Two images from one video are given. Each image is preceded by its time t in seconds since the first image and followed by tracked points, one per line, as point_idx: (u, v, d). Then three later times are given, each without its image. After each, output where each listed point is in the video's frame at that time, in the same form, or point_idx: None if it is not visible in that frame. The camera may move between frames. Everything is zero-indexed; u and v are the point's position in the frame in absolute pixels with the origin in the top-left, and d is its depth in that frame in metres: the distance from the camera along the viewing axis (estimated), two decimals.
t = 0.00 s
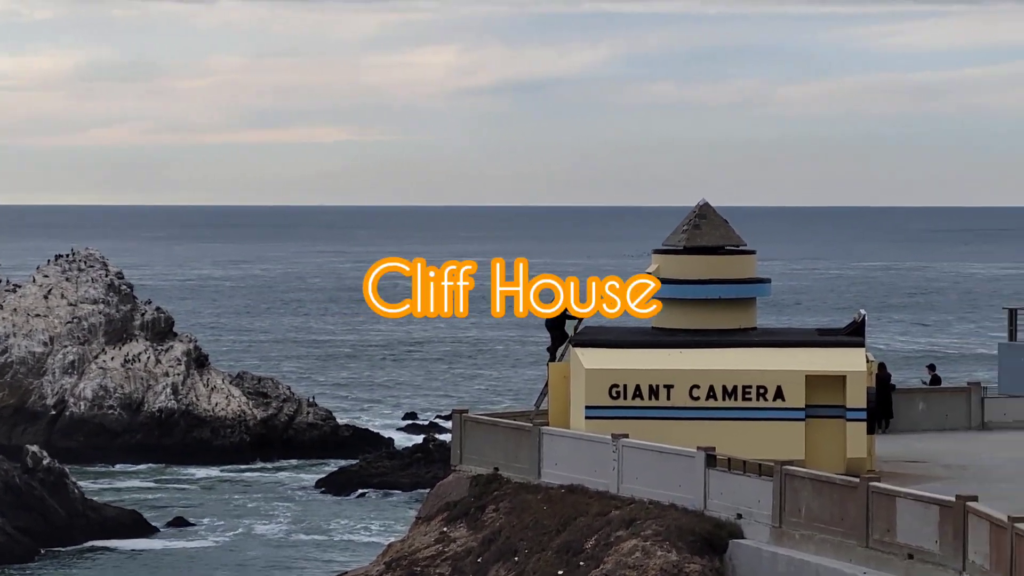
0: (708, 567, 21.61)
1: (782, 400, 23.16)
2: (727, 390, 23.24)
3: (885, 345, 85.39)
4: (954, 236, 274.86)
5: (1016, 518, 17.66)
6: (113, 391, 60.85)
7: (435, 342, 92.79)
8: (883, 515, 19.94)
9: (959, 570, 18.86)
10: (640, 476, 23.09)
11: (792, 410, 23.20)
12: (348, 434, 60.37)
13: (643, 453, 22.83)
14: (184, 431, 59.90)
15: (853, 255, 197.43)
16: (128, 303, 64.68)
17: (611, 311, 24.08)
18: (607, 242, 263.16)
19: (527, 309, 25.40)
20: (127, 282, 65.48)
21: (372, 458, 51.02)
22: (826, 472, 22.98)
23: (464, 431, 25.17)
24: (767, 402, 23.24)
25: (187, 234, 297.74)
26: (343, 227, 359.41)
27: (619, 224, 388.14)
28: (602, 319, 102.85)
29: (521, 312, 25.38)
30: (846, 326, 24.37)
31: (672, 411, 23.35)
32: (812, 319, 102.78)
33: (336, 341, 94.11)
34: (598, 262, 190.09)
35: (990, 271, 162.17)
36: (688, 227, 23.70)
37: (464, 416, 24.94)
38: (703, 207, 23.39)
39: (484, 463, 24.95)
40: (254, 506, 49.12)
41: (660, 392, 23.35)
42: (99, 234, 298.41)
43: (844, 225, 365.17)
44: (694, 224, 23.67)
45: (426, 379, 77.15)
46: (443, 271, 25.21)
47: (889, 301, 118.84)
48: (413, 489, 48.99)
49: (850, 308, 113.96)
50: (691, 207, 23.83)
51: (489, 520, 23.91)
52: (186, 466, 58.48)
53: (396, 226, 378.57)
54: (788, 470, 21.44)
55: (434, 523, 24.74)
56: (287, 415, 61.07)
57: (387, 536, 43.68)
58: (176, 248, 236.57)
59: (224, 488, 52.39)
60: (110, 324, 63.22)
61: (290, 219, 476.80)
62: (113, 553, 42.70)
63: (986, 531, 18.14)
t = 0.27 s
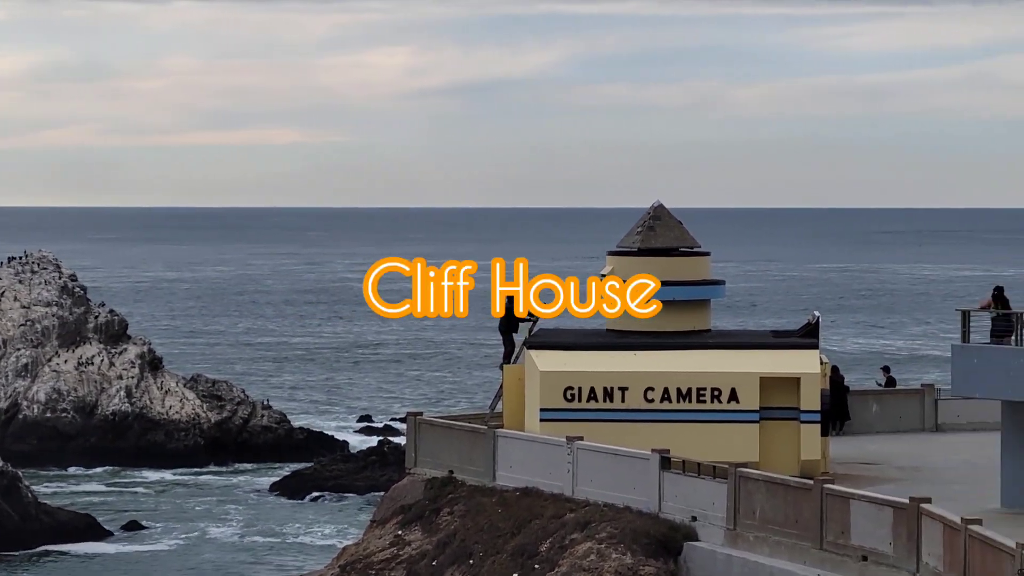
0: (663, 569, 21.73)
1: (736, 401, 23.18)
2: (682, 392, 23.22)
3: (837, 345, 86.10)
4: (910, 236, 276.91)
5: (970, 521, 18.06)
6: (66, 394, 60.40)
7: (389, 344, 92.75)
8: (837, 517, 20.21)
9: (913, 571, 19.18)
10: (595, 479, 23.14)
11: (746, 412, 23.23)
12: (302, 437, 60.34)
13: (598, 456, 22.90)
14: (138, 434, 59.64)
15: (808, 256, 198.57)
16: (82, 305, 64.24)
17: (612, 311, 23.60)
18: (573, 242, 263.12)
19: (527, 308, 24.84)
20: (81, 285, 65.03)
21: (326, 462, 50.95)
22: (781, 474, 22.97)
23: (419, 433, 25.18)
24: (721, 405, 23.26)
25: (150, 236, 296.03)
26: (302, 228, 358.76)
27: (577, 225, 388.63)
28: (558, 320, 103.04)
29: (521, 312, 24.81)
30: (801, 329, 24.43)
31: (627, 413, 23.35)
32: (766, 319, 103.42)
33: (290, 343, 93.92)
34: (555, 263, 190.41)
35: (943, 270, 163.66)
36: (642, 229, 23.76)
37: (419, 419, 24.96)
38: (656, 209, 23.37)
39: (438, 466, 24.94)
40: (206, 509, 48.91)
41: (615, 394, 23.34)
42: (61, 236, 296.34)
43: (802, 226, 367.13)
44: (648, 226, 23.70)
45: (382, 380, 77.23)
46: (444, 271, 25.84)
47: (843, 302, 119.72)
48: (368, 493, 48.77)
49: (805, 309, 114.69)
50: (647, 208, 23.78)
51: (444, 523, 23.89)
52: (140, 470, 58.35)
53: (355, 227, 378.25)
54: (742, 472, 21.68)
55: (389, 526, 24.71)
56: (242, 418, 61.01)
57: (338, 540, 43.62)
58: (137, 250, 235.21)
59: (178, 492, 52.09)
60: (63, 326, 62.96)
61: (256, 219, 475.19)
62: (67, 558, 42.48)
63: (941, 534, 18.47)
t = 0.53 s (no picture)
0: (639, 571, 21.76)
1: (712, 403, 23.22)
2: (658, 393, 23.24)
3: (815, 347, 86.24)
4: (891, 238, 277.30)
5: (945, 522, 18.14)
6: (42, 396, 60.23)
7: (367, 346, 92.61)
8: (813, 517, 20.25)
9: (889, 572, 19.23)
10: (570, 481, 23.15)
11: (722, 414, 23.25)
12: (278, 439, 60.53)
13: (574, 457, 22.93)
14: (114, 436, 59.59)
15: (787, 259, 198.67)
16: (58, 308, 63.81)
17: (610, 311, 23.83)
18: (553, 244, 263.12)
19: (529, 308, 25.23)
20: (56, 287, 64.42)
21: (302, 464, 50.90)
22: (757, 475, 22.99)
23: (395, 434, 25.19)
24: (697, 406, 23.28)
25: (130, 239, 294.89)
26: (283, 231, 358.29)
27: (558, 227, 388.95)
28: (535, 322, 102.98)
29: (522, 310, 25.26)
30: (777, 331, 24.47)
31: (602, 415, 23.37)
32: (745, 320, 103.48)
33: (267, 345, 93.76)
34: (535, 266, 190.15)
35: (920, 271, 163.90)
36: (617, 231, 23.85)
37: (395, 421, 24.97)
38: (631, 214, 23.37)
39: (414, 467, 24.96)
40: (180, 511, 48.88)
41: (591, 396, 23.37)
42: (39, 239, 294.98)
43: (782, 228, 367.37)
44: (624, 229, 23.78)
45: (360, 383, 77.15)
46: (444, 270, 25.87)
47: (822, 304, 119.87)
48: (344, 495, 48.58)
49: (783, 311, 114.84)
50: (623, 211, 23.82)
51: (419, 525, 23.89)
52: (116, 472, 58.42)
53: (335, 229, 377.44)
54: (718, 473, 21.71)
55: (365, 528, 24.69)
56: (217, 420, 61.16)
57: (310, 541, 43.71)
58: (114, 253, 234.40)
59: (153, 494, 52.03)
60: (39, 329, 62.38)
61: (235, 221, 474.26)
62: (43, 560, 42.35)
63: (916, 535, 18.54)
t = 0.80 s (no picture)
0: (595, 572, 21.77)
1: (668, 404, 23.23)
2: (614, 394, 23.27)
3: (770, 347, 86.84)
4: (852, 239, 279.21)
5: (901, 522, 18.18)
6: None
7: (323, 347, 92.40)
8: (769, 519, 20.28)
9: (844, 573, 19.28)
10: (527, 482, 23.16)
11: (678, 415, 23.27)
12: (235, 441, 59.69)
13: (530, 458, 22.95)
14: (69, 439, 58.83)
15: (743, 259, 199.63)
16: (11, 310, 61.90)
17: (611, 312, 23.93)
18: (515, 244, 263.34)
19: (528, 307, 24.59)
20: (7, 288, 62.34)
21: (259, 465, 50.56)
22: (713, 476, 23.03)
23: (351, 436, 25.14)
24: (653, 407, 23.29)
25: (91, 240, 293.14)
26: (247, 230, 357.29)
27: (521, 226, 389.58)
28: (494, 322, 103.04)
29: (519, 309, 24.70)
30: (731, 332, 24.54)
31: (559, 416, 23.39)
32: (703, 319, 104.05)
33: (224, 346, 93.40)
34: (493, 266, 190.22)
35: (876, 272, 165.09)
36: (573, 233, 24.09)
37: (350, 423, 24.93)
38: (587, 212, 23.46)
39: (370, 469, 24.93)
40: (135, 513, 48.73)
41: (547, 397, 23.38)
42: None
43: (743, 229, 368.69)
44: (580, 230, 23.99)
45: (318, 383, 77.08)
46: (443, 270, 25.17)
47: (778, 305, 120.55)
48: (301, 497, 48.48)
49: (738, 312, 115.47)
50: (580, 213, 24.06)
51: (376, 526, 23.87)
52: (71, 474, 57.66)
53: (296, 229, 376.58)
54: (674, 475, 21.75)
55: (321, 530, 24.65)
56: (174, 421, 60.18)
57: (267, 542, 43.76)
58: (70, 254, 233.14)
59: (109, 496, 51.83)
60: None
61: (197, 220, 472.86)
62: None
63: (871, 535, 18.59)
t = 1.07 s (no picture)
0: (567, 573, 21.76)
1: (640, 406, 23.24)
2: (586, 396, 23.29)
3: (744, 349, 87.12)
4: (827, 241, 280.27)
5: (872, 524, 18.20)
6: None
7: (296, 349, 92.23)
8: (740, 520, 20.30)
9: (815, 574, 19.30)
10: (499, 484, 23.16)
11: (650, 417, 23.28)
12: (207, 443, 58.32)
13: (502, 460, 22.96)
14: (41, 441, 57.85)
15: (717, 261, 199.98)
16: None
17: (611, 311, 24.02)
18: (492, 246, 263.01)
19: (529, 308, 24.12)
20: None
21: (231, 468, 50.38)
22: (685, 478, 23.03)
23: (323, 437, 25.13)
24: (625, 409, 23.30)
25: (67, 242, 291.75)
26: (225, 232, 356.27)
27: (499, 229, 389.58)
28: (469, 323, 103.01)
29: (523, 310, 24.12)
30: (704, 334, 24.54)
31: (531, 419, 23.40)
32: (678, 320, 104.31)
33: (198, 348, 93.13)
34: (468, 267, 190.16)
35: (851, 274, 165.69)
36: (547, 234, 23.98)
37: (323, 425, 24.91)
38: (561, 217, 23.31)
39: (342, 471, 24.92)
40: (105, 516, 48.57)
41: (520, 399, 23.38)
42: None
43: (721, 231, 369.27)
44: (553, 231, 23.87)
45: (293, 386, 77.01)
46: (443, 271, 25.26)
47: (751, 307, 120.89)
48: (273, 499, 48.34)
49: (711, 313, 115.78)
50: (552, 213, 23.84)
51: (348, 527, 23.85)
52: (44, 476, 56.70)
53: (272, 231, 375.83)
54: (646, 476, 21.76)
55: (293, 532, 24.63)
56: (145, 424, 58.82)
57: (238, 542, 43.81)
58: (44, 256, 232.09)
59: (81, 499, 51.62)
60: None
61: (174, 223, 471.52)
62: None
63: (843, 536, 18.61)
